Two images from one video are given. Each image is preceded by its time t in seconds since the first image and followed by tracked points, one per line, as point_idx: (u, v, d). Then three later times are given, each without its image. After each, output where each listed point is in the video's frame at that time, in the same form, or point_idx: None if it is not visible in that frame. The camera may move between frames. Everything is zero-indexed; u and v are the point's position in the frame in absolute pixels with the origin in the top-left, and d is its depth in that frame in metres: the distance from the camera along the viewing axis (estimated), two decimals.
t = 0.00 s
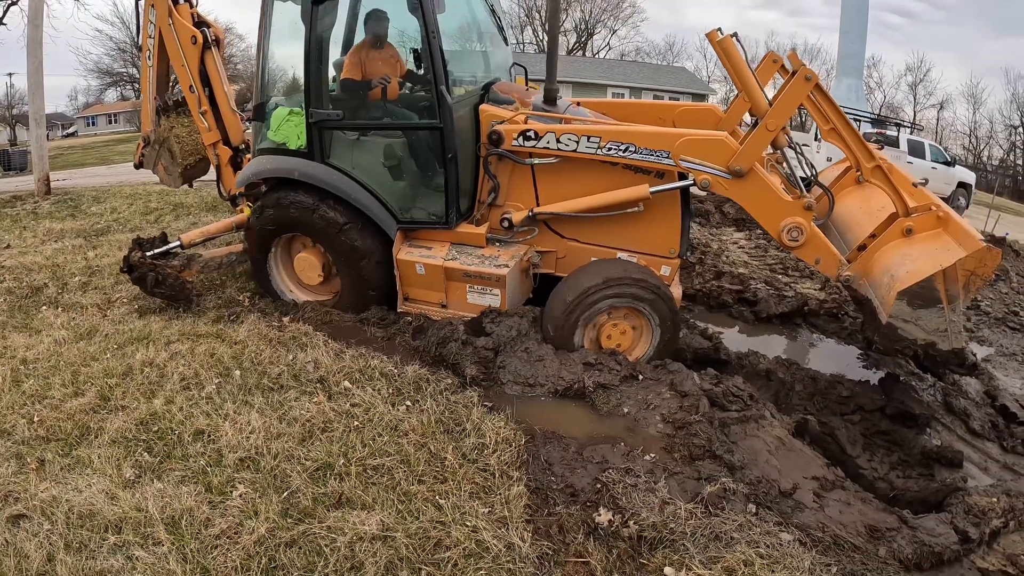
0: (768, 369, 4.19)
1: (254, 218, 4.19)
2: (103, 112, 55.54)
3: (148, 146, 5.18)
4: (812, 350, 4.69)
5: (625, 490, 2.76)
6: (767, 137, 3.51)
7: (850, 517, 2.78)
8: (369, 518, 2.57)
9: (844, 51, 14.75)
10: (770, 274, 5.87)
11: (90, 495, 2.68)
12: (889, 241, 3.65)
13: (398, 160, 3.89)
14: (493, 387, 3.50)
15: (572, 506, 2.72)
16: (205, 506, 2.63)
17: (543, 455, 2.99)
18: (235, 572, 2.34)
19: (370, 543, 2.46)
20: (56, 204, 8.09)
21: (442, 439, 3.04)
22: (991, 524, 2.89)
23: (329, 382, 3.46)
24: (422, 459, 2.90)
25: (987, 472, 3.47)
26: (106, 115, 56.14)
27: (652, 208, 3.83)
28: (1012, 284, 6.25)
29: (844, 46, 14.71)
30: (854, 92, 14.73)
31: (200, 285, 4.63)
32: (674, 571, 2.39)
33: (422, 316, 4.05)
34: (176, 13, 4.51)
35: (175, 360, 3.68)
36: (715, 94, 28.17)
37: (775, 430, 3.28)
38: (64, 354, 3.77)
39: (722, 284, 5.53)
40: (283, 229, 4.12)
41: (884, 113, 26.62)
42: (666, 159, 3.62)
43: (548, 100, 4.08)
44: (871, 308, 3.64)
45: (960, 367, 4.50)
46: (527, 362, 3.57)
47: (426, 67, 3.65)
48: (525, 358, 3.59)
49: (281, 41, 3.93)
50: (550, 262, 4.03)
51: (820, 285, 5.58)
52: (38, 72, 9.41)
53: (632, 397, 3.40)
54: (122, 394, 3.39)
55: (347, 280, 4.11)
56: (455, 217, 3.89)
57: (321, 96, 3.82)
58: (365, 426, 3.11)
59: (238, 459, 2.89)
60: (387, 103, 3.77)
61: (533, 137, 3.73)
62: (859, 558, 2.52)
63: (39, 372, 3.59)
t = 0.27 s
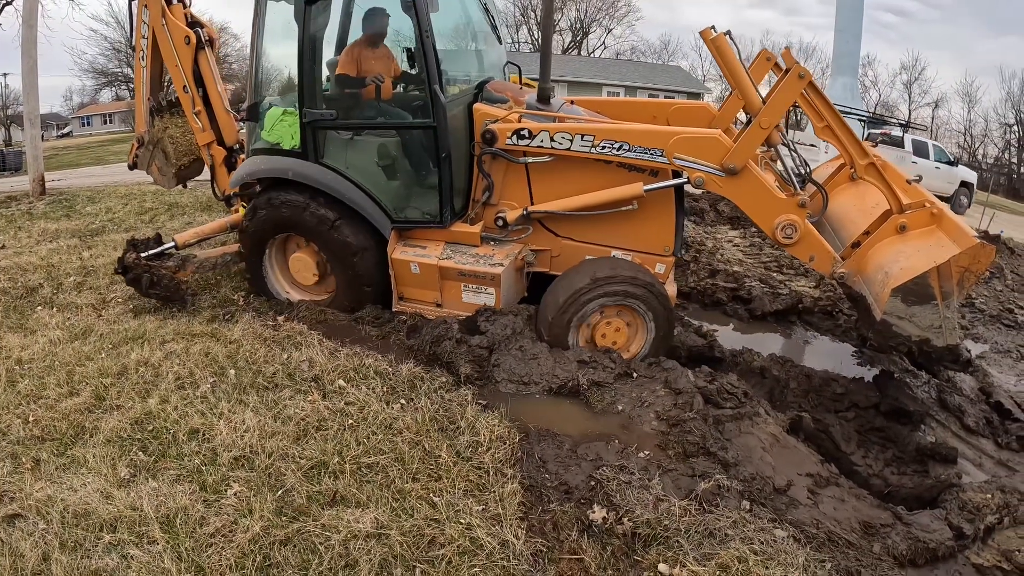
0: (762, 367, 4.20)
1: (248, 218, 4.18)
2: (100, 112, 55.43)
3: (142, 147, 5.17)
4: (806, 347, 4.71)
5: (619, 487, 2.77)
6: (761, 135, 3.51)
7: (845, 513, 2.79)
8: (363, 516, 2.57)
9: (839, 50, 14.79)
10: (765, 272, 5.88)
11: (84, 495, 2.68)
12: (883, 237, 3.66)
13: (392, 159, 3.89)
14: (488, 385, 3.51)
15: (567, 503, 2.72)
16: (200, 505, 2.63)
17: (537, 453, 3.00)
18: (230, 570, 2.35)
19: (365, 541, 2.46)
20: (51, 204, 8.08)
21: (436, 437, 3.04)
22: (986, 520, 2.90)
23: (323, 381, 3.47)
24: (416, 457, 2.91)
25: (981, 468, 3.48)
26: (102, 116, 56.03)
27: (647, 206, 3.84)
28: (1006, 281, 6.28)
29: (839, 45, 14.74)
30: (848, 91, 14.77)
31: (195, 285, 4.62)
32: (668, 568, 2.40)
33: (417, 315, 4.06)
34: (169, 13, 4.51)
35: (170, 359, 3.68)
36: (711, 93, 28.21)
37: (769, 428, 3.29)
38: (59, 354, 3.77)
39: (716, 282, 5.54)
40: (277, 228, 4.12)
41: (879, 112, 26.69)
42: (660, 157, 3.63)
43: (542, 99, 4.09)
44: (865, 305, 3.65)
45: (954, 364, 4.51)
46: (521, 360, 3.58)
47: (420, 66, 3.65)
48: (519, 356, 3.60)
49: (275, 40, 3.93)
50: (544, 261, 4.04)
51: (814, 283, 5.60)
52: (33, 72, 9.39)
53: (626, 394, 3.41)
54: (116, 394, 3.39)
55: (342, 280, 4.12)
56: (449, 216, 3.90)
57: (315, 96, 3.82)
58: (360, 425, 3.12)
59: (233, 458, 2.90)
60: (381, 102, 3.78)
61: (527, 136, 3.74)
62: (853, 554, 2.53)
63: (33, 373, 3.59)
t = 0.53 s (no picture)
0: (759, 365, 4.21)
1: (246, 218, 4.18)
2: (96, 112, 55.28)
3: (140, 147, 5.17)
4: (804, 345, 4.72)
5: (617, 485, 2.77)
6: (760, 134, 3.52)
7: (842, 510, 2.80)
8: (361, 515, 2.57)
9: (835, 48, 14.81)
10: (761, 270, 5.89)
11: (82, 495, 2.68)
12: (883, 236, 3.67)
13: (391, 158, 3.89)
14: (485, 383, 3.51)
15: (564, 501, 2.73)
16: (198, 504, 2.63)
17: (534, 451, 3.01)
18: (228, 569, 2.35)
19: (363, 539, 2.46)
20: (47, 204, 8.06)
21: (433, 436, 3.05)
22: (983, 516, 2.91)
23: (320, 380, 3.47)
24: (413, 455, 2.91)
25: (978, 464, 3.49)
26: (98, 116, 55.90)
27: (646, 205, 3.84)
28: (1003, 278, 6.29)
29: (835, 43, 14.76)
30: (844, 89, 14.80)
31: (192, 284, 4.62)
32: (666, 565, 2.41)
33: (415, 314, 4.05)
34: (167, 12, 4.50)
35: (167, 359, 3.68)
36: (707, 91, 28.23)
37: (766, 425, 3.30)
38: (56, 355, 3.76)
39: (713, 280, 5.55)
40: (275, 228, 4.12)
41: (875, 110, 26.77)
42: (659, 156, 3.64)
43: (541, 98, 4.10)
44: (865, 303, 3.66)
45: (951, 361, 4.53)
46: (518, 358, 3.59)
47: (419, 66, 3.65)
48: (517, 355, 3.61)
49: (274, 39, 3.92)
50: (543, 260, 4.05)
51: (811, 281, 5.61)
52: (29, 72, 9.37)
53: (624, 392, 3.41)
54: (114, 394, 3.38)
55: (339, 279, 4.12)
56: (449, 215, 3.90)
57: (313, 95, 3.82)
58: (357, 423, 3.12)
59: (230, 457, 2.90)
60: (380, 101, 3.77)
61: (526, 135, 3.74)
62: (850, 550, 2.54)
63: (31, 373, 3.58)
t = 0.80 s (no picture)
0: (754, 360, 4.22)
1: (241, 217, 4.18)
2: (89, 113, 55.00)
3: (134, 146, 5.15)
4: (799, 340, 4.73)
5: (613, 481, 2.78)
6: (754, 131, 3.52)
7: (838, 504, 2.82)
8: (359, 513, 2.57)
9: (828, 45, 14.85)
10: (756, 266, 5.91)
11: (79, 496, 2.67)
12: (877, 232, 3.67)
13: (386, 157, 3.88)
14: (481, 381, 3.52)
15: (561, 497, 2.73)
16: (195, 504, 2.63)
17: (531, 448, 3.01)
18: (226, 569, 2.35)
19: (360, 537, 2.47)
20: (40, 205, 8.03)
21: (430, 434, 3.05)
22: (977, 509, 2.93)
23: (317, 378, 3.46)
24: (410, 453, 2.91)
25: (972, 458, 3.51)
26: (91, 117, 55.63)
27: (641, 202, 3.85)
28: (996, 273, 6.32)
29: (829, 40, 14.80)
30: (838, 86, 14.84)
31: (187, 284, 4.61)
32: (663, 560, 2.41)
33: (411, 312, 4.05)
34: (161, 11, 4.48)
35: (162, 359, 3.67)
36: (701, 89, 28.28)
37: (762, 420, 3.31)
38: (51, 356, 3.75)
39: (708, 276, 5.56)
40: (270, 227, 4.12)
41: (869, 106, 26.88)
42: (654, 153, 3.64)
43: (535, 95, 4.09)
44: (859, 299, 3.68)
45: (945, 355, 4.55)
46: (514, 355, 3.59)
47: (414, 64, 3.64)
48: (512, 352, 3.62)
49: (268, 38, 3.91)
50: (539, 257, 4.05)
51: (805, 277, 5.63)
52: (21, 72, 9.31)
53: (620, 388, 3.42)
54: (110, 394, 3.37)
55: (335, 277, 4.11)
56: (444, 213, 3.90)
57: (308, 94, 3.81)
58: (354, 422, 3.12)
59: (227, 456, 2.89)
60: (375, 100, 3.77)
61: (521, 132, 3.73)
62: (846, 544, 2.55)
63: (26, 374, 3.57)
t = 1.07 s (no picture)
0: (754, 358, 4.22)
1: (240, 217, 4.18)
2: (87, 113, 54.93)
3: (133, 146, 5.14)
4: (799, 339, 4.74)
5: (615, 479, 2.78)
6: (755, 130, 3.52)
7: (839, 501, 2.82)
8: (361, 512, 2.57)
9: (827, 43, 14.86)
10: (756, 264, 5.91)
11: (81, 496, 2.67)
12: (877, 231, 3.68)
13: (386, 156, 3.88)
14: (482, 379, 3.52)
15: (563, 495, 2.73)
16: (197, 503, 2.63)
17: (532, 446, 3.01)
18: (229, 568, 2.35)
19: (363, 536, 2.47)
20: (40, 205, 8.03)
21: (432, 432, 3.05)
22: (978, 506, 2.93)
23: (318, 378, 3.46)
24: (412, 452, 2.91)
25: (972, 456, 3.52)
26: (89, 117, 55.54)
27: (641, 201, 3.84)
28: (995, 272, 6.33)
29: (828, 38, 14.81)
30: (837, 84, 14.84)
31: (187, 284, 4.60)
32: (665, 558, 2.42)
33: (412, 312, 4.05)
34: (160, 11, 4.47)
35: (163, 359, 3.67)
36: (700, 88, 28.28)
37: (763, 418, 3.31)
38: (51, 356, 3.74)
39: (708, 275, 5.57)
40: (270, 226, 4.12)
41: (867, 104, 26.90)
42: (655, 152, 3.64)
43: (536, 94, 4.08)
44: (860, 297, 3.68)
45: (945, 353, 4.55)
46: (515, 354, 3.60)
47: (414, 63, 3.64)
48: (514, 351, 3.62)
49: (267, 37, 3.91)
50: (540, 256, 4.06)
51: (805, 275, 5.63)
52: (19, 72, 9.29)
53: (621, 387, 3.43)
54: (111, 394, 3.37)
55: (335, 277, 4.11)
56: (444, 212, 3.90)
57: (308, 93, 3.80)
58: (355, 421, 3.12)
59: (229, 456, 2.89)
60: (375, 99, 3.77)
61: (522, 132, 3.73)
62: (848, 541, 2.56)
63: (26, 374, 3.57)
